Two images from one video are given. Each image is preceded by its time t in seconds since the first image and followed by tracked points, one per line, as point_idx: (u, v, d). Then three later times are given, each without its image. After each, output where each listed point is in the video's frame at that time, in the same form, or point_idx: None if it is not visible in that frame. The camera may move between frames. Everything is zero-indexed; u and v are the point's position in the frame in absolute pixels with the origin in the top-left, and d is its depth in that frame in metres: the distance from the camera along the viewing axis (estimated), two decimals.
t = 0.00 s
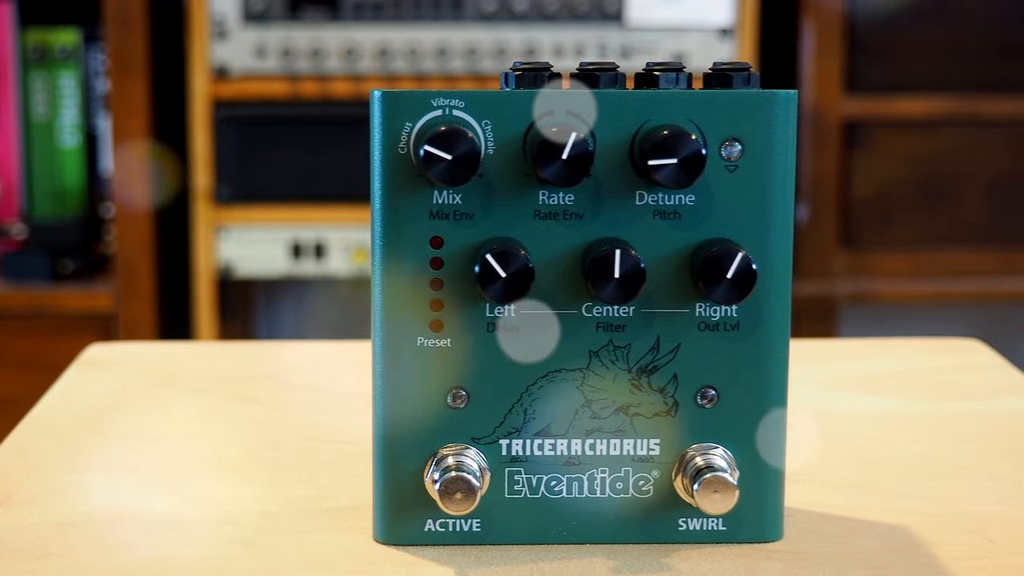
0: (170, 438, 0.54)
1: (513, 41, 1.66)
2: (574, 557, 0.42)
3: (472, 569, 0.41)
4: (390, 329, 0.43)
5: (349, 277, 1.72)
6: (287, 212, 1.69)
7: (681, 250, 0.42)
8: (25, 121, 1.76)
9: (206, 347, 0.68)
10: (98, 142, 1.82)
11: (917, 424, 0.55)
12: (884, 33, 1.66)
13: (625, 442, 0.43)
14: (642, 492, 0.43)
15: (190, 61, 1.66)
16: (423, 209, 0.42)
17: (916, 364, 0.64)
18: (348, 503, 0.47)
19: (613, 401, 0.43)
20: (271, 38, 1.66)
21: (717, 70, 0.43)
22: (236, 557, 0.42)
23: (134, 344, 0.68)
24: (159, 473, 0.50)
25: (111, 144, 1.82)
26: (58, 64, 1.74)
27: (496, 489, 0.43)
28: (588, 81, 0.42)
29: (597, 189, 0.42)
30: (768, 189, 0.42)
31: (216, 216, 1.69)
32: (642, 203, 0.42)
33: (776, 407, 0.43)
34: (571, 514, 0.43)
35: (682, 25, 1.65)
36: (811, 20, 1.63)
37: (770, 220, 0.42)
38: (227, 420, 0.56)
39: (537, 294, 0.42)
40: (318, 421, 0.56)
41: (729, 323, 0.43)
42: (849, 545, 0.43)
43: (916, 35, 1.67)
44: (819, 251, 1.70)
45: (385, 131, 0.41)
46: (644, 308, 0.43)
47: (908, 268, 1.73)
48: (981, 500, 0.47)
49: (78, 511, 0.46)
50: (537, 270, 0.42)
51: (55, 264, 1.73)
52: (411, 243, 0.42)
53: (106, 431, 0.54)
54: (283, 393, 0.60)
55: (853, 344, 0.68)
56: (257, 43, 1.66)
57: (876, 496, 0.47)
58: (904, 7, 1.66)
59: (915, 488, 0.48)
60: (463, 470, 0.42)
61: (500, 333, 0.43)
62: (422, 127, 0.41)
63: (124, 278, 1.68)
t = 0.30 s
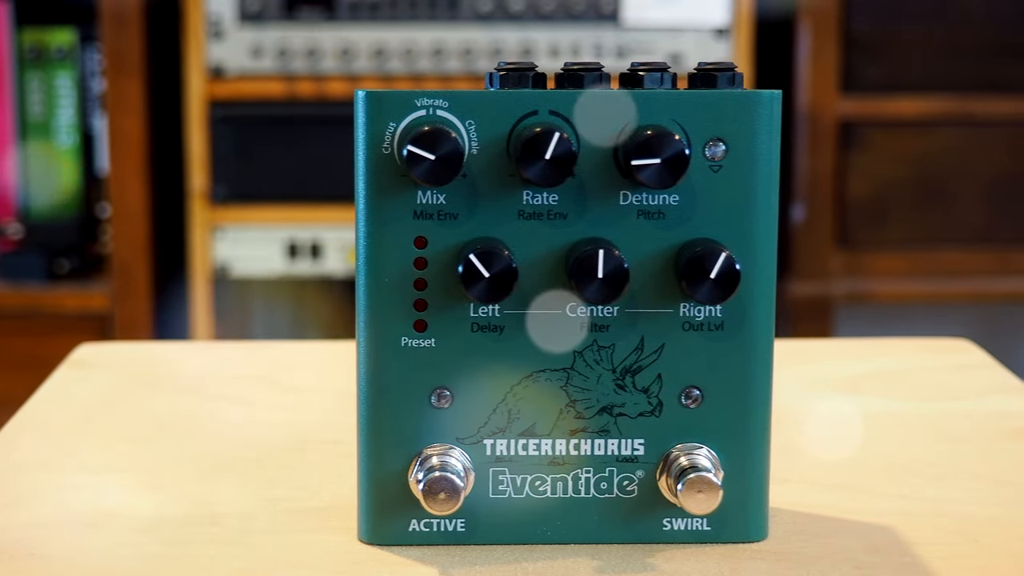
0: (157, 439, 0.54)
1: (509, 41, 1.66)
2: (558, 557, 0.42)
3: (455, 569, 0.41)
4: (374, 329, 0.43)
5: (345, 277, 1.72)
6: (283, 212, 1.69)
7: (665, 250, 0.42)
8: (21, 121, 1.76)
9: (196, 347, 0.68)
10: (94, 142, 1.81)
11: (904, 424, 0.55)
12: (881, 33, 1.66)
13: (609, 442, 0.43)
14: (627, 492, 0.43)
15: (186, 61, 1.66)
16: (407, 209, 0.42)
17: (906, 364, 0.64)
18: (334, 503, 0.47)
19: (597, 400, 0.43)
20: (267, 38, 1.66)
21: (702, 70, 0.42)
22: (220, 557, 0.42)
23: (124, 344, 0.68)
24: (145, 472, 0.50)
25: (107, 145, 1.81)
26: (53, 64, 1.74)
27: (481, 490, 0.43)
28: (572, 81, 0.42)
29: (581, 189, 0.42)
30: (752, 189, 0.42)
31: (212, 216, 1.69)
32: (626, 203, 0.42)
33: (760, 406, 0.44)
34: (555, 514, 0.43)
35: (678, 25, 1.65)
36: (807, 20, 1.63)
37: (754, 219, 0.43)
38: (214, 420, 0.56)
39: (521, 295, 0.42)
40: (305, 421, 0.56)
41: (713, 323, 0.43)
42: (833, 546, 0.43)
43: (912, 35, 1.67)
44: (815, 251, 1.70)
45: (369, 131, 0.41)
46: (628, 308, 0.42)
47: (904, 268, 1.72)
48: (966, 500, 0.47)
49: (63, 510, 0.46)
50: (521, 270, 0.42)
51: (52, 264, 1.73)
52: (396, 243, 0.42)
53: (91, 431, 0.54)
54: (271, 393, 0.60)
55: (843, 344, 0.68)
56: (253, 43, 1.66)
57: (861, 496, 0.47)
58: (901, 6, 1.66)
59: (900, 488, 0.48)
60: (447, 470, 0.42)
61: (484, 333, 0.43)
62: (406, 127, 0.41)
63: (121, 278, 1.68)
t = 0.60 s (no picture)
0: (144, 438, 0.54)
1: (504, 41, 1.66)
2: (542, 557, 0.42)
3: (439, 569, 0.41)
4: (357, 329, 0.43)
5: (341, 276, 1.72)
6: (279, 212, 1.69)
7: (649, 250, 0.42)
8: (17, 121, 1.76)
9: (185, 346, 0.68)
10: (90, 142, 1.81)
11: (891, 424, 0.55)
12: (876, 33, 1.66)
13: (593, 442, 0.43)
14: (610, 492, 0.43)
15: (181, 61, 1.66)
16: (390, 209, 0.42)
17: (894, 364, 0.64)
18: (319, 503, 0.47)
19: (581, 400, 0.43)
20: (263, 38, 1.66)
21: (686, 70, 0.42)
22: (204, 557, 0.42)
23: (113, 344, 0.68)
24: (131, 473, 0.50)
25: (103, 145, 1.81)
26: (50, 64, 1.74)
27: (464, 490, 0.43)
28: (556, 81, 0.42)
29: (564, 189, 0.42)
30: (736, 189, 0.42)
31: (208, 216, 1.69)
32: (610, 203, 0.42)
33: (744, 405, 0.44)
34: (539, 515, 0.43)
35: (674, 25, 1.65)
36: (803, 20, 1.63)
37: (738, 219, 0.43)
38: (201, 421, 0.56)
39: (504, 295, 0.42)
40: (292, 421, 0.56)
41: (696, 323, 0.43)
42: (817, 545, 0.43)
43: (908, 35, 1.67)
44: (811, 251, 1.70)
45: (353, 130, 0.41)
46: (612, 308, 0.42)
47: (900, 267, 1.72)
48: (952, 500, 0.47)
49: (48, 510, 0.46)
50: (504, 270, 0.42)
51: (48, 264, 1.73)
52: (379, 243, 0.42)
53: (78, 431, 0.54)
54: (259, 393, 0.60)
55: (832, 344, 0.68)
56: (249, 43, 1.66)
57: (847, 496, 0.47)
58: (896, 5, 1.66)
59: (885, 488, 0.48)
60: (430, 470, 0.42)
61: (468, 333, 0.43)
62: (389, 127, 0.41)
63: (117, 279, 1.68)
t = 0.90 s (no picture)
0: (132, 438, 0.54)
1: (500, 41, 1.66)
2: (525, 557, 0.42)
3: (422, 569, 0.41)
4: (341, 329, 0.43)
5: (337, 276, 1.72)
6: (275, 212, 1.69)
7: (632, 250, 0.42)
8: (14, 121, 1.76)
9: (175, 347, 0.68)
10: (88, 143, 1.79)
11: (878, 424, 0.55)
12: (872, 33, 1.66)
13: (577, 442, 0.43)
14: (594, 492, 0.43)
15: (177, 61, 1.66)
16: (373, 209, 0.42)
17: (883, 364, 0.64)
18: (303, 503, 0.47)
19: (565, 400, 0.43)
20: (259, 38, 1.66)
21: (670, 70, 0.42)
22: (187, 556, 0.42)
23: (104, 344, 0.68)
24: (117, 473, 0.50)
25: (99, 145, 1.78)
26: (46, 64, 1.74)
27: (448, 490, 0.43)
28: (540, 81, 0.42)
29: (548, 189, 0.42)
30: (719, 189, 0.42)
31: (204, 216, 1.69)
32: (593, 203, 0.42)
33: (728, 406, 0.44)
34: (523, 514, 0.43)
35: (670, 25, 1.65)
36: (799, 20, 1.63)
37: (721, 220, 0.43)
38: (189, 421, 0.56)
39: (488, 295, 0.42)
40: (280, 421, 0.56)
41: (680, 323, 0.43)
42: (801, 545, 0.43)
43: (905, 35, 1.67)
44: (807, 251, 1.70)
45: (336, 130, 0.41)
46: (596, 308, 0.42)
47: (896, 268, 1.72)
48: (937, 500, 0.47)
49: (33, 510, 0.46)
50: (487, 270, 0.42)
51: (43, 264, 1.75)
52: (362, 243, 0.42)
53: (65, 431, 0.54)
54: (247, 394, 0.60)
55: (822, 344, 0.68)
56: (244, 43, 1.66)
57: (832, 496, 0.47)
58: (892, 5, 1.66)
59: (871, 488, 0.48)
60: (414, 470, 0.42)
61: (451, 333, 0.43)
62: (372, 127, 0.41)
63: (113, 280, 1.68)
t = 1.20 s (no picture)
0: (119, 438, 0.54)
1: (497, 41, 1.66)
2: (509, 557, 0.42)
3: (406, 569, 0.41)
4: (326, 329, 0.43)
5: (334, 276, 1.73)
6: (270, 211, 1.69)
7: (617, 250, 0.42)
8: (11, 122, 1.76)
9: (164, 348, 0.68)
10: (84, 142, 1.79)
11: (866, 424, 0.55)
12: (869, 33, 1.66)
13: (562, 442, 0.43)
14: (579, 492, 0.44)
15: (173, 60, 1.66)
16: (358, 209, 0.42)
17: (872, 364, 0.64)
18: (289, 503, 0.47)
19: (550, 400, 0.43)
20: (255, 38, 1.66)
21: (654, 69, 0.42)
22: (171, 556, 0.42)
23: (94, 345, 0.68)
24: (104, 473, 0.50)
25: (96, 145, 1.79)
26: (42, 64, 1.74)
27: (433, 489, 0.43)
28: (525, 81, 0.42)
29: (532, 189, 0.42)
30: (704, 189, 0.42)
31: (201, 216, 1.69)
32: (577, 203, 0.42)
33: (713, 405, 0.44)
34: (508, 514, 0.43)
35: (666, 25, 1.65)
36: (796, 20, 1.63)
37: (706, 220, 0.43)
38: (178, 421, 0.56)
39: (472, 295, 0.42)
40: (269, 422, 0.56)
41: (665, 323, 0.43)
42: (786, 545, 0.43)
43: (901, 35, 1.67)
44: (803, 250, 1.70)
45: (320, 130, 0.41)
46: (580, 308, 0.43)
47: (892, 268, 1.72)
48: (924, 500, 0.47)
49: (19, 510, 0.46)
50: (471, 270, 0.42)
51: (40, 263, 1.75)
52: (346, 243, 0.42)
53: (53, 431, 0.54)
54: (237, 393, 0.60)
55: (811, 344, 0.68)
56: (240, 43, 1.66)
57: (819, 496, 0.47)
58: (888, 5, 1.66)
59: (858, 488, 0.48)
60: (399, 470, 0.42)
61: (436, 334, 0.43)
62: (357, 127, 0.41)
63: (109, 280, 1.68)
